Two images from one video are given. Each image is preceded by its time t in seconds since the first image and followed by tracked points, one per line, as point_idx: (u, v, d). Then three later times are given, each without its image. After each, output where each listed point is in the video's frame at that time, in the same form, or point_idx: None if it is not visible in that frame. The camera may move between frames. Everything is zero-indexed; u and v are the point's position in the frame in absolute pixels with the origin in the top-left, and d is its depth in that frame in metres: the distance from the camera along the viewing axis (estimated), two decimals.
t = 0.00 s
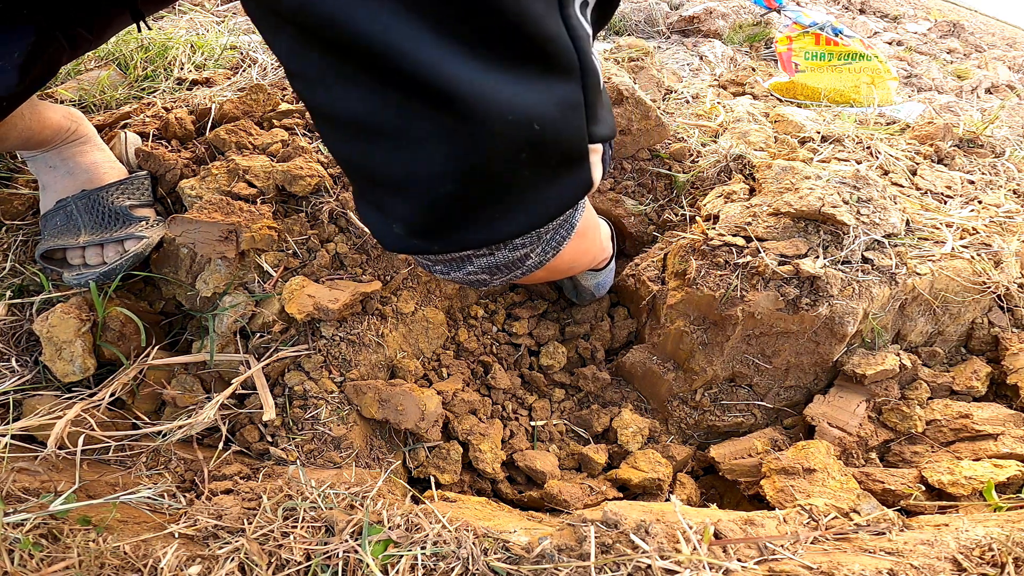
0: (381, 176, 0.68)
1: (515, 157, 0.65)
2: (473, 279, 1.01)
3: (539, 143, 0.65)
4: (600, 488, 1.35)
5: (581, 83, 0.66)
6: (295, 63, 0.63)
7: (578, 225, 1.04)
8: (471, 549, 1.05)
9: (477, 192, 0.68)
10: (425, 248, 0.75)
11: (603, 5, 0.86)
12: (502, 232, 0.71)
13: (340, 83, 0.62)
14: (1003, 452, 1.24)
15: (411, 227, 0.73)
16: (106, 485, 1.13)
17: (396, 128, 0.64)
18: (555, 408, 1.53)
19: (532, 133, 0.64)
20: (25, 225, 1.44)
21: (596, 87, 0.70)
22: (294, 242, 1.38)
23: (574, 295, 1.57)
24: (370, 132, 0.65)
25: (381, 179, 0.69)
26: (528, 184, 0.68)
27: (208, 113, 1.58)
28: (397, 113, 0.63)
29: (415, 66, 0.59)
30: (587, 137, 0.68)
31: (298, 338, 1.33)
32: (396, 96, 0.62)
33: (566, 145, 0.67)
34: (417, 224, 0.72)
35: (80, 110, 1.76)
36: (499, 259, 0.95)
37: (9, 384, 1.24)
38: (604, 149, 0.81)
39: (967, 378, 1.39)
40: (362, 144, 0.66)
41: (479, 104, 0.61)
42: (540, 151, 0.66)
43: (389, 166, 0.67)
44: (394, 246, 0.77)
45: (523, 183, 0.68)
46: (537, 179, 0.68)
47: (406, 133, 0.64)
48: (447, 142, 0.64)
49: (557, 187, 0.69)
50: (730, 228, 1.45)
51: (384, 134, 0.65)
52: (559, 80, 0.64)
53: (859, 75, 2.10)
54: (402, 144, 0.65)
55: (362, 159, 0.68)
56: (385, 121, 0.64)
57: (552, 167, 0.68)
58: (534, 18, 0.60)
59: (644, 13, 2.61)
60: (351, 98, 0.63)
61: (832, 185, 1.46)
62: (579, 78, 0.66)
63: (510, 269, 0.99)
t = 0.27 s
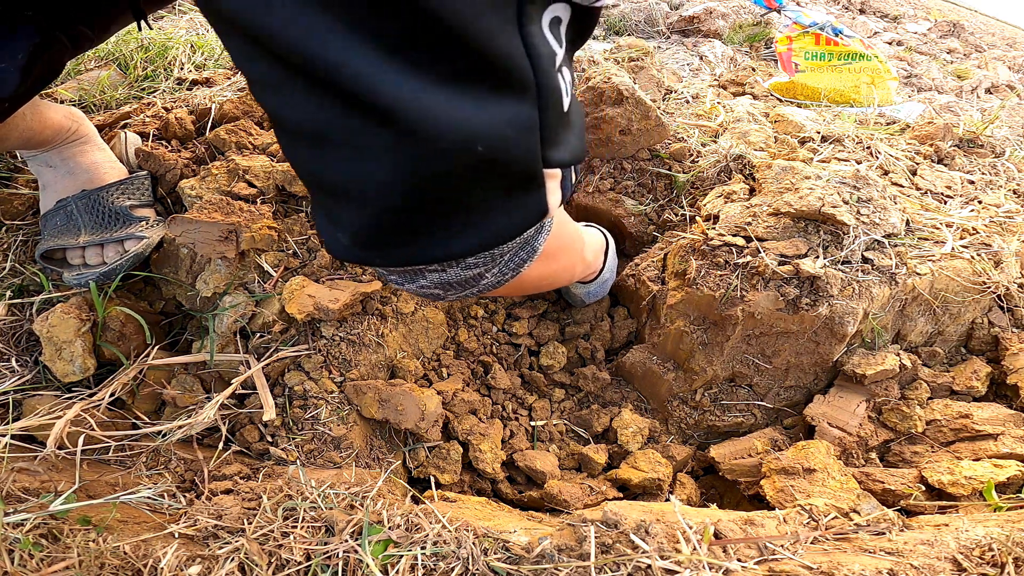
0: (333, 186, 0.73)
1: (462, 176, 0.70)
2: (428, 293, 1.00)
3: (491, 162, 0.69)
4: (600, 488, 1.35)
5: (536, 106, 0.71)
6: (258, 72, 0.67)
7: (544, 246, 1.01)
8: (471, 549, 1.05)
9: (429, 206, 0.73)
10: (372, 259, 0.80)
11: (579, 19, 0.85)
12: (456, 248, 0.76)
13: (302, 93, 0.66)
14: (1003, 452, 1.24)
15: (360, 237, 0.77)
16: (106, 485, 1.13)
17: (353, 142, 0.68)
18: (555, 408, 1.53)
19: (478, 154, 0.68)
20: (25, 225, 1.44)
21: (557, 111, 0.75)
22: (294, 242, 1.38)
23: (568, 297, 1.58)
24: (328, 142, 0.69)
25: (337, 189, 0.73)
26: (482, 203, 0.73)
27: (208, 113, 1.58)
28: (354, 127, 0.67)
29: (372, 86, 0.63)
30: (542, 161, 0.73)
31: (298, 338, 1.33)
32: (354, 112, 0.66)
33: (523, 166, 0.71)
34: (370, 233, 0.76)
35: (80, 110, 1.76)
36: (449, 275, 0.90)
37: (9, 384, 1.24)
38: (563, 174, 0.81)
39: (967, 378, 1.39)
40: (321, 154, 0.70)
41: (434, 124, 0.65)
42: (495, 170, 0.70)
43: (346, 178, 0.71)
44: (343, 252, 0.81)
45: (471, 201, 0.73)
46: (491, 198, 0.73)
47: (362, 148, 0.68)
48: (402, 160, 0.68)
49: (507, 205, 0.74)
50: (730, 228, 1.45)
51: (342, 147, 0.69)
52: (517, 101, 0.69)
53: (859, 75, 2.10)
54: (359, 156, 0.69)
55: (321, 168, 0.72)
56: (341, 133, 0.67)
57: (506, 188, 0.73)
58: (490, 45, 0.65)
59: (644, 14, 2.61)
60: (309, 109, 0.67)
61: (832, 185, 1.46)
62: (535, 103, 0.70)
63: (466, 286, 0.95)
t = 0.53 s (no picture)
0: (318, 203, 0.71)
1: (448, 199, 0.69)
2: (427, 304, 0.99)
3: (471, 181, 0.68)
4: (600, 488, 1.35)
5: (519, 128, 0.69)
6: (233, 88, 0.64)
7: (534, 256, 1.00)
8: (471, 549, 1.05)
9: (415, 218, 0.72)
10: (362, 272, 0.77)
11: (568, 36, 0.79)
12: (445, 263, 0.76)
13: (279, 117, 0.64)
14: (1003, 452, 1.24)
15: (346, 253, 0.75)
16: (106, 485, 1.13)
17: (329, 160, 0.66)
18: (555, 408, 1.53)
19: (462, 177, 0.67)
20: (25, 225, 1.44)
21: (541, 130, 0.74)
22: (294, 242, 1.38)
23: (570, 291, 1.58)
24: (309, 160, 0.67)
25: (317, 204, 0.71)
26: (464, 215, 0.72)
27: (208, 113, 1.58)
28: (331, 144, 0.65)
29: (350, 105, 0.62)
30: (526, 179, 0.72)
31: (298, 338, 1.33)
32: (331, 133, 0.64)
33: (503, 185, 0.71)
34: (356, 250, 0.75)
35: (80, 110, 1.76)
36: (442, 287, 0.91)
37: (9, 384, 1.24)
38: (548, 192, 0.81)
39: (967, 378, 1.39)
40: (299, 173, 0.68)
41: (411, 143, 0.64)
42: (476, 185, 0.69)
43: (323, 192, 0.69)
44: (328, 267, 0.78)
45: (453, 221, 0.73)
46: (473, 214, 0.72)
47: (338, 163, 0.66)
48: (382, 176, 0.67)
49: (493, 225, 0.74)
50: (730, 228, 1.45)
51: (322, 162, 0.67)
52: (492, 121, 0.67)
53: (859, 75, 2.10)
54: (337, 173, 0.67)
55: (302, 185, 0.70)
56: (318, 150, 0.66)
57: (489, 206, 0.72)
58: (468, 66, 0.63)
59: (644, 14, 2.61)
60: (284, 128, 0.65)
61: (832, 185, 1.46)
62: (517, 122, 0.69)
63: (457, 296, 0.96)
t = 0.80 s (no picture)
0: (372, 177, 0.72)
1: (503, 157, 0.69)
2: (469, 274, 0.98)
3: (523, 142, 0.69)
4: (600, 488, 1.35)
5: (567, 83, 0.70)
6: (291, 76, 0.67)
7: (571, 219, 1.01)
8: (471, 549, 1.05)
9: (472, 184, 0.71)
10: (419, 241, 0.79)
11: None
12: (495, 225, 0.75)
13: (337, 98, 0.66)
14: (1004, 452, 1.24)
15: (401, 225, 0.77)
16: (106, 485, 1.13)
17: (384, 135, 0.68)
18: (555, 408, 1.53)
19: (517, 134, 0.68)
20: (25, 225, 1.44)
21: (584, 85, 0.74)
22: (294, 242, 1.38)
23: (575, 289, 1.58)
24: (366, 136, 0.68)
25: (371, 178, 0.73)
26: (513, 177, 0.72)
27: (208, 113, 1.59)
28: (384, 117, 0.66)
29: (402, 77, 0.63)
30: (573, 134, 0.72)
31: (298, 338, 1.33)
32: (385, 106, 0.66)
33: (552, 142, 0.71)
34: (411, 220, 0.76)
35: (80, 110, 1.76)
36: (490, 252, 0.91)
37: (9, 384, 1.24)
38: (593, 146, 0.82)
39: (967, 378, 1.39)
40: (354, 148, 0.70)
41: (462, 106, 0.65)
42: (525, 147, 0.69)
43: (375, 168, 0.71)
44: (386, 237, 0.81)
45: (506, 184, 0.72)
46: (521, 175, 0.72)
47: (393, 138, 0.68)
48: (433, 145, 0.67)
49: (544, 182, 0.74)
50: (730, 228, 1.45)
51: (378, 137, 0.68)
52: (536, 80, 0.68)
53: (859, 75, 2.10)
54: (391, 147, 0.69)
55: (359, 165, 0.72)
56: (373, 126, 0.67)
57: (538, 164, 0.72)
58: (514, 26, 0.63)
59: (644, 13, 2.61)
60: (343, 100, 0.66)
61: (832, 185, 1.46)
62: (563, 77, 0.69)
63: (505, 262, 0.95)
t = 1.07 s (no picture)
0: (442, 130, 0.70)
1: (570, 104, 0.70)
2: (525, 216, 0.96)
3: (586, 90, 0.70)
4: (600, 488, 1.35)
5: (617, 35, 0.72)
6: (358, 44, 0.65)
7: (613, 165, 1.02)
8: (471, 549, 1.05)
9: (540, 132, 0.71)
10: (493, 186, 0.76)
11: None
12: (559, 169, 0.75)
13: (410, 60, 0.65)
14: (1003, 452, 1.24)
15: (477, 168, 0.74)
16: (106, 485, 1.13)
17: (458, 90, 0.66)
18: (555, 408, 1.53)
19: (581, 83, 0.69)
20: (25, 225, 1.44)
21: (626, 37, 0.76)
22: (294, 242, 1.38)
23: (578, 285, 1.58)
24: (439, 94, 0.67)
25: (442, 130, 0.70)
26: (578, 124, 0.72)
27: (208, 113, 1.59)
28: (457, 76, 0.65)
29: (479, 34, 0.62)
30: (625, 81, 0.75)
31: (298, 338, 1.33)
32: (457, 67, 0.64)
33: (611, 88, 0.72)
34: (482, 165, 0.74)
35: (80, 110, 1.76)
36: (551, 189, 0.90)
37: (9, 384, 1.24)
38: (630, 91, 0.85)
39: (967, 378, 1.39)
40: (421, 103, 0.68)
41: (539, 56, 0.65)
42: (588, 94, 0.70)
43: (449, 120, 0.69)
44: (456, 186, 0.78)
45: (569, 132, 0.73)
46: (582, 121, 0.73)
47: (466, 92, 0.66)
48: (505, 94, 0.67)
49: (601, 129, 0.75)
50: (730, 228, 1.45)
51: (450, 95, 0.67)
52: (593, 33, 0.69)
53: (859, 75, 2.10)
54: (465, 103, 0.67)
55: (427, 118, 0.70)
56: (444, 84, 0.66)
57: (597, 111, 0.73)
58: None
59: (644, 14, 2.61)
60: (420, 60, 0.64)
61: (832, 185, 1.47)
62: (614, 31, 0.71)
63: (561, 203, 0.94)
